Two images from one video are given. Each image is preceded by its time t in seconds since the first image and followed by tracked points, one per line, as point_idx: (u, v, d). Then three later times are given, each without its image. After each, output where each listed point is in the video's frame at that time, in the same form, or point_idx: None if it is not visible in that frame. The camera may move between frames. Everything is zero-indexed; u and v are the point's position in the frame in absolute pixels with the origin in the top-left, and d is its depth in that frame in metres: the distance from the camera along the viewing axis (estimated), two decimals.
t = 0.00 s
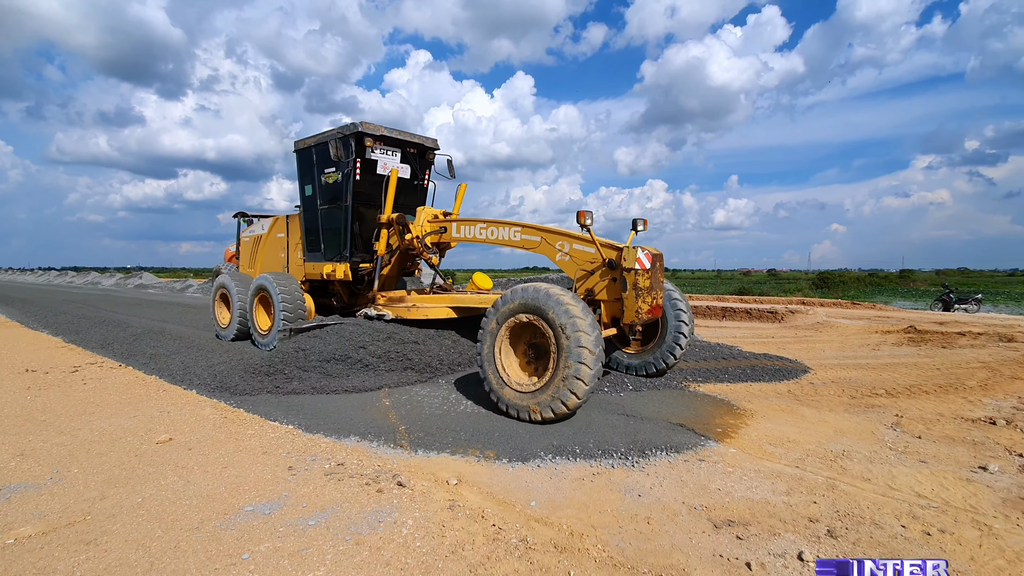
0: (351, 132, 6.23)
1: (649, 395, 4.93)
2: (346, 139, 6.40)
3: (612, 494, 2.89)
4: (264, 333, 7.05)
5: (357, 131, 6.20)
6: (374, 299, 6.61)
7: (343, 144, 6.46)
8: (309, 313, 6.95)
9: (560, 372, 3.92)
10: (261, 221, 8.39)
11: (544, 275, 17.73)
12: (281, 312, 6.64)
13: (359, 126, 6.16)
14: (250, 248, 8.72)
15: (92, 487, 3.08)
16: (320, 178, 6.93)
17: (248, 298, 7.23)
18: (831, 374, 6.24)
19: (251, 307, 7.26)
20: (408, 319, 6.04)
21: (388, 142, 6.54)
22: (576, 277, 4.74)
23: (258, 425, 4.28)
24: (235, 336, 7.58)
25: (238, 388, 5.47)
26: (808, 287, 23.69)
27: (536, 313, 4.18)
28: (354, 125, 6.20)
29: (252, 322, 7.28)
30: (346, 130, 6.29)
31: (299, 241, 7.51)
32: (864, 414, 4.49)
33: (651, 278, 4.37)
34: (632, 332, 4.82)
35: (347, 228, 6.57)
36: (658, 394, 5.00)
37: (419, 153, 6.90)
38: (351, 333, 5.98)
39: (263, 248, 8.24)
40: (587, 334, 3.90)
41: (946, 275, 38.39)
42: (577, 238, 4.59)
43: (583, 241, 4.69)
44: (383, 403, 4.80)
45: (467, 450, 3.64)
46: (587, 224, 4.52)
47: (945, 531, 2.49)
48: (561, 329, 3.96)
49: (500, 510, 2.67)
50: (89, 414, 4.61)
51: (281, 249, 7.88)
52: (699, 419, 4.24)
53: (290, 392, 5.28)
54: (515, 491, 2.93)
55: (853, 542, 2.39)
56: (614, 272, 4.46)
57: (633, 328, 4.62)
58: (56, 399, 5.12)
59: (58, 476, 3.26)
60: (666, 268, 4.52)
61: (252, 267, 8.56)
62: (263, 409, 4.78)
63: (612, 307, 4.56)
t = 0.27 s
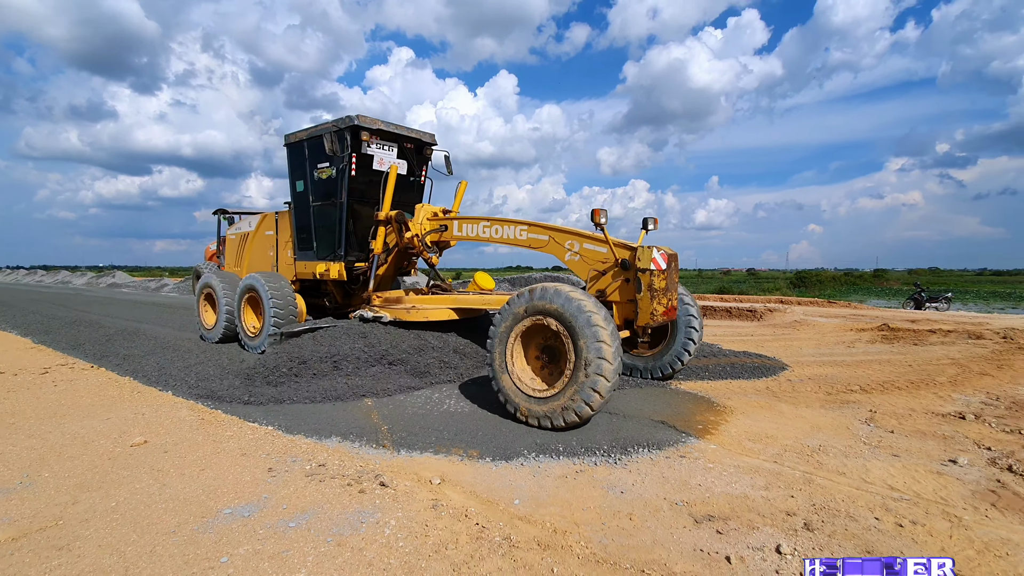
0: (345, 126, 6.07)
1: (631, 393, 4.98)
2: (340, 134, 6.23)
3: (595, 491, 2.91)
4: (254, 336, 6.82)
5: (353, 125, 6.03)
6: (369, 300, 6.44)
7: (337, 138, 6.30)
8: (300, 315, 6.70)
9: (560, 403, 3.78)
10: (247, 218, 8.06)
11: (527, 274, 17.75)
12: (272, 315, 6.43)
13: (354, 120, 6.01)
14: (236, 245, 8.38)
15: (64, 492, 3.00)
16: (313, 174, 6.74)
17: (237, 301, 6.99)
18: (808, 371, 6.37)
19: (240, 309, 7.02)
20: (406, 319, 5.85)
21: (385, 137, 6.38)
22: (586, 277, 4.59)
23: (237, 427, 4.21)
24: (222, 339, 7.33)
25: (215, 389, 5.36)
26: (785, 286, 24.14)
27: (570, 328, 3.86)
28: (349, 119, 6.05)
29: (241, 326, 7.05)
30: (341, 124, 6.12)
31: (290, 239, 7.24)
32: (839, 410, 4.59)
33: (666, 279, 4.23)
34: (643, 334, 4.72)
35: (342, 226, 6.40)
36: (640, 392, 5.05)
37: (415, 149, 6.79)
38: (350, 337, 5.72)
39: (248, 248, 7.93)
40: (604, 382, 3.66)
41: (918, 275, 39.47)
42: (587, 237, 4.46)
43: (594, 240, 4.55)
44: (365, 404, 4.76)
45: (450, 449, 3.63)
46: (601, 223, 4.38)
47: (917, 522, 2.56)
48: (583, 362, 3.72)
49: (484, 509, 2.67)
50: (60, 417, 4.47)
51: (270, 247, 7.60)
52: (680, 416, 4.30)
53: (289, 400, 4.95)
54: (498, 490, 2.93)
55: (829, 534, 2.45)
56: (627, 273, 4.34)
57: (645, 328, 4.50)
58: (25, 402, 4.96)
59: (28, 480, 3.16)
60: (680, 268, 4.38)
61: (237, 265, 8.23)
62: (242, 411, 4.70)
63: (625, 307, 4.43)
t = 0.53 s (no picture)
0: (343, 119, 5.75)
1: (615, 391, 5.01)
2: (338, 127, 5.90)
3: (579, 489, 2.93)
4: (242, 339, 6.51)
5: (352, 118, 5.71)
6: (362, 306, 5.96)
7: (334, 132, 5.96)
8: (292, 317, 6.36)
9: (552, 418, 3.74)
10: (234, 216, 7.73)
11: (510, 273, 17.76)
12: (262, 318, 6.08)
13: (353, 113, 5.69)
14: (222, 243, 8.06)
15: (35, 498, 2.91)
16: (307, 169, 6.38)
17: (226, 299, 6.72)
18: (786, 368, 6.50)
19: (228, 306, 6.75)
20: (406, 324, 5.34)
21: (384, 132, 6.08)
22: (600, 278, 4.40)
23: (216, 430, 4.13)
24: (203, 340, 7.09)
25: (192, 391, 5.25)
26: (763, 284, 24.59)
27: (604, 358, 3.61)
28: (347, 112, 5.72)
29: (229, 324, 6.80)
30: (338, 117, 5.80)
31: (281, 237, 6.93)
32: (816, 406, 4.70)
33: (685, 280, 4.09)
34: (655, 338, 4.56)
35: (337, 225, 6.06)
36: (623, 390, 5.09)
37: (415, 145, 6.50)
38: (351, 340, 5.34)
39: (237, 247, 7.64)
40: (603, 425, 3.55)
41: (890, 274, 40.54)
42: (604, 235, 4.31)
43: (608, 240, 4.41)
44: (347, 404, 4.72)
45: (434, 449, 3.62)
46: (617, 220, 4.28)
47: (891, 514, 2.64)
48: (596, 397, 3.55)
49: (469, 509, 2.67)
50: (30, 422, 4.34)
51: (258, 246, 7.30)
52: (663, 414, 4.35)
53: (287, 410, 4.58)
54: (483, 489, 2.93)
55: (807, 527, 2.50)
56: (645, 274, 4.18)
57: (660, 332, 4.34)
58: None
59: None
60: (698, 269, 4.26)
61: (224, 264, 7.92)
62: (221, 413, 4.62)
63: (641, 309, 4.25)
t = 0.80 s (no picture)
0: (344, 113, 5.61)
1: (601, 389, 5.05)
2: (337, 122, 5.75)
3: (566, 487, 2.95)
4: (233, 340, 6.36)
5: (353, 113, 5.58)
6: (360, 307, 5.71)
7: (333, 126, 5.81)
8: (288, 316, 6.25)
9: (553, 412, 3.72)
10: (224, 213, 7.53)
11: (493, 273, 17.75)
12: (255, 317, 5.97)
13: (354, 107, 5.56)
14: (212, 242, 7.84)
15: (8, 506, 2.83)
16: (304, 165, 6.22)
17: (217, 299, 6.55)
18: (767, 365, 6.63)
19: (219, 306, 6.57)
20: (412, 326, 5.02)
21: (386, 128, 5.97)
22: (618, 278, 4.38)
23: (197, 433, 4.06)
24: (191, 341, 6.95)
25: (170, 393, 5.14)
26: (743, 283, 25.00)
27: (638, 395, 3.50)
28: (348, 106, 5.59)
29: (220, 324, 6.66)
30: (338, 111, 5.65)
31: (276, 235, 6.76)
32: (795, 402, 4.80)
33: (708, 282, 4.06)
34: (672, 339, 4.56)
35: (337, 223, 5.93)
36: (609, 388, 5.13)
37: (415, 141, 6.41)
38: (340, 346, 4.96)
39: (228, 246, 7.46)
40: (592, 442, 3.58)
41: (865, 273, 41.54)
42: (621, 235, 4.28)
43: (625, 240, 4.39)
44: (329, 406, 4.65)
45: (420, 449, 3.62)
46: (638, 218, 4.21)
47: (868, 506, 2.71)
48: (608, 423, 3.52)
49: (456, 509, 2.67)
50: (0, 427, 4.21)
51: (251, 244, 7.11)
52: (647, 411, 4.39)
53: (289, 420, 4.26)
54: (470, 489, 2.93)
55: (788, 520, 2.56)
56: (665, 274, 4.16)
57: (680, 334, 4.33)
58: None
59: None
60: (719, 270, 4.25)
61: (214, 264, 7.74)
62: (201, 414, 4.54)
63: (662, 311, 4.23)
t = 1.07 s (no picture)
0: (348, 107, 5.48)
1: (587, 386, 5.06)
2: (340, 115, 5.62)
3: (554, 484, 2.96)
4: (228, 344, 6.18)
5: (358, 107, 5.47)
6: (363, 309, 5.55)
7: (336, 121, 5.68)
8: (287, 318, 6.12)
9: (572, 389, 3.60)
10: (216, 211, 7.30)
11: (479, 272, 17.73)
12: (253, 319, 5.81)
13: (359, 101, 5.43)
14: (203, 242, 7.60)
15: None
16: (305, 160, 6.08)
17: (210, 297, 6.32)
18: (750, 362, 6.71)
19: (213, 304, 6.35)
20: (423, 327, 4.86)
21: (390, 123, 5.88)
22: (641, 277, 4.38)
23: (179, 436, 3.98)
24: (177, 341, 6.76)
25: (150, 396, 5.02)
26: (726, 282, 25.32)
27: (663, 422, 3.48)
28: (352, 100, 5.46)
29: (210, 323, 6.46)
30: (342, 106, 5.53)
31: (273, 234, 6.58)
32: (778, 398, 4.87)
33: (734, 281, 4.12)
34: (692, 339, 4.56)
35: (340, 221, 5.83)
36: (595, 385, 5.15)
37: (419, 137, 6.32)
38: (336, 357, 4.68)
39: (219, 245, 7.23)
40: (591, 430, 3.53)
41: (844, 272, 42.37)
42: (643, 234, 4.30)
43: (645, 240, 4.40)
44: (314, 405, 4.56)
45: (407, 449, 3.60)
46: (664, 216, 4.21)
47: (850, 499, 2.76)
48: (619, 427, 3.49)
49: (444, 508, 2.66)
50: None
51: (245, 243, 6.90)
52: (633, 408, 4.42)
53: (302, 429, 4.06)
54: (458, 488, 2.92)
55: (772, 514, 2.60)
56: (690, 273, 4.20)
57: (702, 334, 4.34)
58: None
59: None
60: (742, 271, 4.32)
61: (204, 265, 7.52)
62: (182, 416, 4.46)
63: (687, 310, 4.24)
